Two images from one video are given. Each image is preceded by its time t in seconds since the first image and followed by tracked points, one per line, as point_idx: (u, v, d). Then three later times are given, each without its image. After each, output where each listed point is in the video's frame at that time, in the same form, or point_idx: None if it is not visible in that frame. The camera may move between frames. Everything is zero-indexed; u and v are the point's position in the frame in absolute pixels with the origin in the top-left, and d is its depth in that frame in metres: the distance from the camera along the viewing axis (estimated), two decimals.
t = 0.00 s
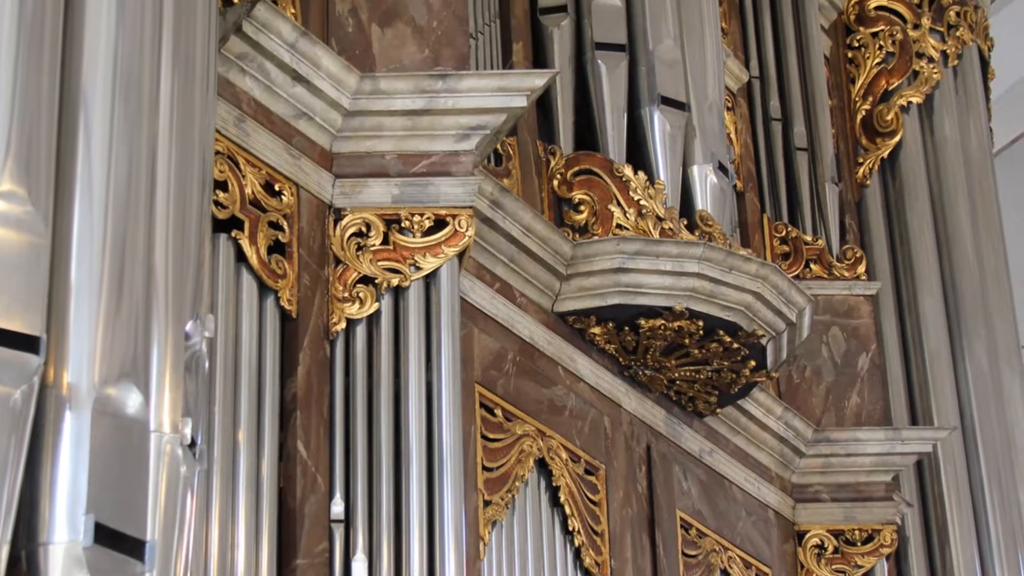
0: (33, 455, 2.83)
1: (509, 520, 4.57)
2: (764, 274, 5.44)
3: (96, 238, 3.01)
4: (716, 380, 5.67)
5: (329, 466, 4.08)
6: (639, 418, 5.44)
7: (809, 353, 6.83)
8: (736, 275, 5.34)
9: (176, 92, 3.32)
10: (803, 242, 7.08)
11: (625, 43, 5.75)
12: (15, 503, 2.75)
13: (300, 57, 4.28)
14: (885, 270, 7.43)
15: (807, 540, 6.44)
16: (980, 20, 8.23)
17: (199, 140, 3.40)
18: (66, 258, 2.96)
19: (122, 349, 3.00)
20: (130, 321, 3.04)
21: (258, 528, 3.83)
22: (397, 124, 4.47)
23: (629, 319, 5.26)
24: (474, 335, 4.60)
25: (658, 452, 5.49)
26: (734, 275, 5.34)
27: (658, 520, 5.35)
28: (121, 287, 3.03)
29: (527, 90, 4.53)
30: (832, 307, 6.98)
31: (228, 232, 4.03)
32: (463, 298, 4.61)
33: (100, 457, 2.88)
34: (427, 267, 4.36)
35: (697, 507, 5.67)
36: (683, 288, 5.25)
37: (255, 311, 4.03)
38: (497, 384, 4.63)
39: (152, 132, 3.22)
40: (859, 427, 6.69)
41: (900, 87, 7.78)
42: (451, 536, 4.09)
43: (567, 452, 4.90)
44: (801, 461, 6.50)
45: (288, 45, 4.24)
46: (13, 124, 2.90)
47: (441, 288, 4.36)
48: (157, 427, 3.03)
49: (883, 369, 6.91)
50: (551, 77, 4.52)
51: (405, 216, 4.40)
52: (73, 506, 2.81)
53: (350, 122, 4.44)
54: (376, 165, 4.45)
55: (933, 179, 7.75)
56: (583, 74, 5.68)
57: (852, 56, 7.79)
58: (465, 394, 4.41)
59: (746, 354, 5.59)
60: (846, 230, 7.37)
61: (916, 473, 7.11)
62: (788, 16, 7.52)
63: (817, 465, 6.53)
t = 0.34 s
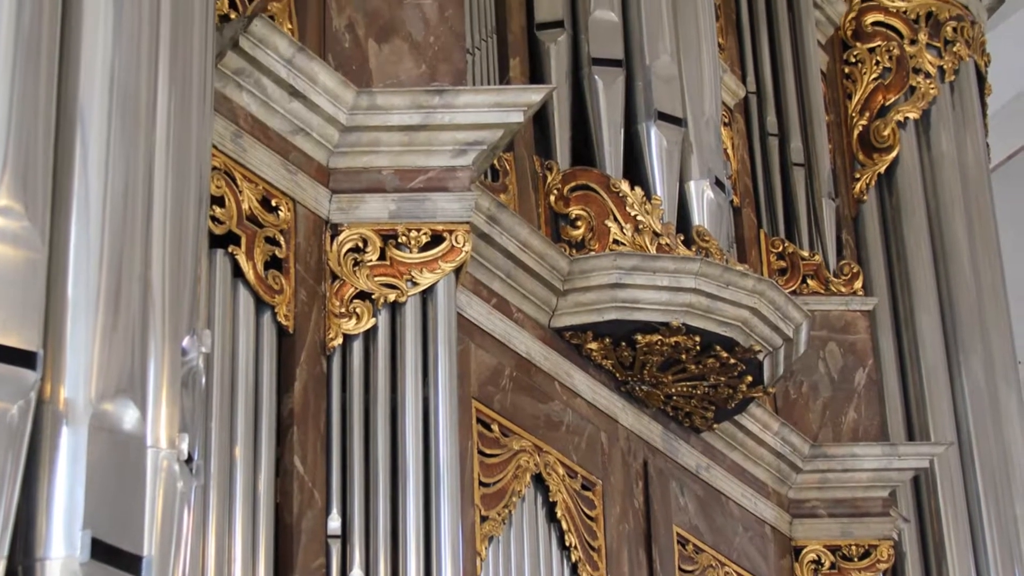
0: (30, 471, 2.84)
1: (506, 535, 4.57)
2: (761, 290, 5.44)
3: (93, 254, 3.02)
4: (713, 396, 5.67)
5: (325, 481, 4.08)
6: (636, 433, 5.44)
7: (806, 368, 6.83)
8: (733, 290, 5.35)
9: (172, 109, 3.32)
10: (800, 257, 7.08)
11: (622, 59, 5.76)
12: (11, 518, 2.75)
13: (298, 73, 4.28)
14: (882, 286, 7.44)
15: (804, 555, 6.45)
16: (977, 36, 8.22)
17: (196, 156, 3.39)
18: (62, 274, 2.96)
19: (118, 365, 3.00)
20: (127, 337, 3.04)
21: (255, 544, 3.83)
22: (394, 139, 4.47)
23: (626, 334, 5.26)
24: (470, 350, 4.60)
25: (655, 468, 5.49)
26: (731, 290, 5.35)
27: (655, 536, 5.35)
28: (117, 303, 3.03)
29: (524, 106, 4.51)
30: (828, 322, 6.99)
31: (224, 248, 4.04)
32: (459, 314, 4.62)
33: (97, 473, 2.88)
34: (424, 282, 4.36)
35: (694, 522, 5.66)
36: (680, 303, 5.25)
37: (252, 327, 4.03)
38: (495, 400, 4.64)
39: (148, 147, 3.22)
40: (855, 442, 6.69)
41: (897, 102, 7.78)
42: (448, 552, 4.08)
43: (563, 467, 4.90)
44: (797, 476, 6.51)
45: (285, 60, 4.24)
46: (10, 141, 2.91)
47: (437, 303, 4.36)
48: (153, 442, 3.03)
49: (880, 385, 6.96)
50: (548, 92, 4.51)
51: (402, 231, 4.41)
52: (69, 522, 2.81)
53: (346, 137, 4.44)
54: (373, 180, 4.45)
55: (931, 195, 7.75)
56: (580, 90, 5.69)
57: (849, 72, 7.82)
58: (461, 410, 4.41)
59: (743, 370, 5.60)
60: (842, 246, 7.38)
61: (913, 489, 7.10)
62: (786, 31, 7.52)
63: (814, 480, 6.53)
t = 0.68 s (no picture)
0: (27, 487, 2.84)
1: (502, 550, 4.57)
2: (758, 305, 5.45)
3: (90, 269, 3.02)
4: (710, 411, 5.67)
5: (322, 497, 4.08)
6: (632, 449, 5.44)
7: (802, 384, 6.83)
8: (730, 306, 5.36)
9: (168, 125, 3.32)
10: (797, 273, 7.08)
11: (618, 74, 5.76)
12: (8, 534, 2.75)
13: (294, 88, 4.28)
14: (879, 301, 7.45)
15: (801, 570, 6.44)
16: (974, 51, 8.22)
17: (193, 171, 3.39)
18: (59, 290, 2.96)
19: (115, 380, 2.99)
20: (123, 352, 3.04)
21: (252, 559, 3.83)
22: (390, 154, 4.48)
23: (623, 350, 5.26)
24: (467, 366, 4.60)
25: (652, 483, 5.49)
26: (728, 306, 5.35)
27: (652, 552, 5.35)
28: (114, 318, 3.03)
29: (521, 121, 4.51)
30: (825, 337, 6.98)
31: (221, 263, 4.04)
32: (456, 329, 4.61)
33: (93, 488, 2.88)
34: (421, 297, 4.36)
35: (691, 537, 5.66)
36: (677, 319, 5.26)
37: (249, 342, 4.03)
38: (491, 415, 4.63)
39: (145, 163, 3.22)
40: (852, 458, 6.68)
41: (893, 118, 7.82)
42: (445, 568, 4.09)
43: (560, 483, 4.89)
44: (795, 492, 6.51)
45: (282, 75, 4.25)
46: (5, 157, 2.91)
47: (434, 318, 4.36)
48: (150, 458, 3.03)
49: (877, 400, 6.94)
50: (545, 107, 4.51)
51: (399, 246, 4.40)
52: (66, 537, 2.80)
53: (342, 153, 4.45)
54: (369, 196, 4.45)
55: (927, 212, 7.79)
56: (577, 105, 5.69)
57: (845, 88, 7.83)
58: (459, 425, 4.42)
59: (739, 386, 5.61)
60: (840, 261, 7.39)
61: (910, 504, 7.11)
62: (782, 46, 7.51)
63: (812, 495, 6.53)
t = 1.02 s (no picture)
0: (24, 502, 2.84)
1: (499, 565, 4.57)
2: (755, 320, 5.44)
3: (87, 285, 3.02)
4: (706, 426, 5.67)
5: (319, 512, 4.08)
6: (629, 464, 5.45)
7: (799, 400, 6.84)
8: (727, 321, 5.35)
9: (165, 140, 3.32)
10: (794, 288, 7.06)
11: (615, 89, 5.77)
12: (4, 550, 2.75)
13: (291, 103, 4.29)
14: (875, 317, 7.46)
15: None
16: (972, 66, 8.23)
17: (189, 185, 3.39)
18: (56, 305, 2.96)
19: (112, 396, 3.00)
20: (121, 367, 3.04)
21: None
22: (387, 170, 4.48)
23: (620, 365, 5.27)
24: (464, 381, 4.60)
25: (648, 499, 5.49)
26: (725, 321, 5.35)
27: (649, 568, 5.34)
28: (111, 333, 3.03)
29: (518, 137, 4.52)
30: (822, 352, 6.97)
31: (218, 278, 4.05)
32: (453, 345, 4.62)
33: (91, 504, 2.88)
34: (417, 313, 4.36)
35: (687, 553, 5.66)
36: (673, 334, 5.26)
37: (246, 357, 4.03)
38: (488, 430, 4.64)
39: (142, 178, 3.22)
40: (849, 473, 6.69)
41: (890, 133, 7.82)
42: None
43: (557, 498, 4.89)
44: (792, 507, 6.50)
45: (278, 91, 4.25)
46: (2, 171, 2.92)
47: (431, 334, 4.36)
48: (146, 473, 3.03)
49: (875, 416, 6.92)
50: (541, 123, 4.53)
51: (396, 261, 4.41)
52: (63, 554, 2.81)
53: (339, 168, 4.45)
54: (366, 212, 4.46)
55: (924, 228, 7.80)
56: (573, 121, 5.70)
57: (843, 103, 7.85)
58: (455, 441, 4.42)
59: (736, 401, 5.62)
60: (836, 276, 7.39)
61: (907, 520, 7.12)
62: (779, 60, 7.48)
63: (808, 510, 6.52)
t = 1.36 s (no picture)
0: (20, 519, 2.84)
1: None
2: (751, 337, 5.45)
3: (83, 302, 3.02)
4: (703, 443, 5.67)
5: (315, 530, 4.08)
6: (626, 481, 5.44)
7: (795, 417, 6.85)
8: (723, 338, 5.36)
9: (162, 158, 3.32)
10: (791, 305, 7.08)
11: (611, 106, 5.78)
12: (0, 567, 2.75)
13: (287, 120, 4.30)
14: (872, 334, 7.46)
15: None
16: (967, 83, 8.26)
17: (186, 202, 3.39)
18: (52, 322, 2.97)
19: (108, 413, 3.00)
20: (117, 384, 3.04)
21: None
22: (383, 187, 4.48)
23: (616, 382, 5.28)
24: (461, 398, 4.60)
25: (645, 516, 5.48)
26: (721, 338, 5.35)
27: None
28: (108, 350, 3.03)
29: (515, 153, 4.53)
30: (819, 370, 6.99)
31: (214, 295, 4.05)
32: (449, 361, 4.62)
33: (87, 521, 2.88)
34: (414, 330, 4.36)
35: (684, 570, 5.65)
36: (670, 351, 5.26)
37: (243, 375, 4.04)
38: (485, 447, 4.64)
39: (139, 195, 3.22)
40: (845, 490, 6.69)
41: (887, 150, 7.83)
42: None
43: (554, 515, 4.89)
44: (788, 524, 6.49)
45: (275, 108, 4.27)
46: None
47: (427, 351, 4.35)
48: (143, 490, 3.03)
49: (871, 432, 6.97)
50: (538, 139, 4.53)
51: (392, 278, 4.41)
52: (59, 570, 2.81)
53: (336, 186, 4.46)
54: (363, 229, 4.46)
55: (921, 244, 7.79)
56: (569, 138, 5.70)
57: (839, 120, 7.83)
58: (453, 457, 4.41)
59: (733, 418, 5.61)
60: (833, 293, 7.39)
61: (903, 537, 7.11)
62: (776, 75, 7.48)
63: (805, 527, 6.51)
